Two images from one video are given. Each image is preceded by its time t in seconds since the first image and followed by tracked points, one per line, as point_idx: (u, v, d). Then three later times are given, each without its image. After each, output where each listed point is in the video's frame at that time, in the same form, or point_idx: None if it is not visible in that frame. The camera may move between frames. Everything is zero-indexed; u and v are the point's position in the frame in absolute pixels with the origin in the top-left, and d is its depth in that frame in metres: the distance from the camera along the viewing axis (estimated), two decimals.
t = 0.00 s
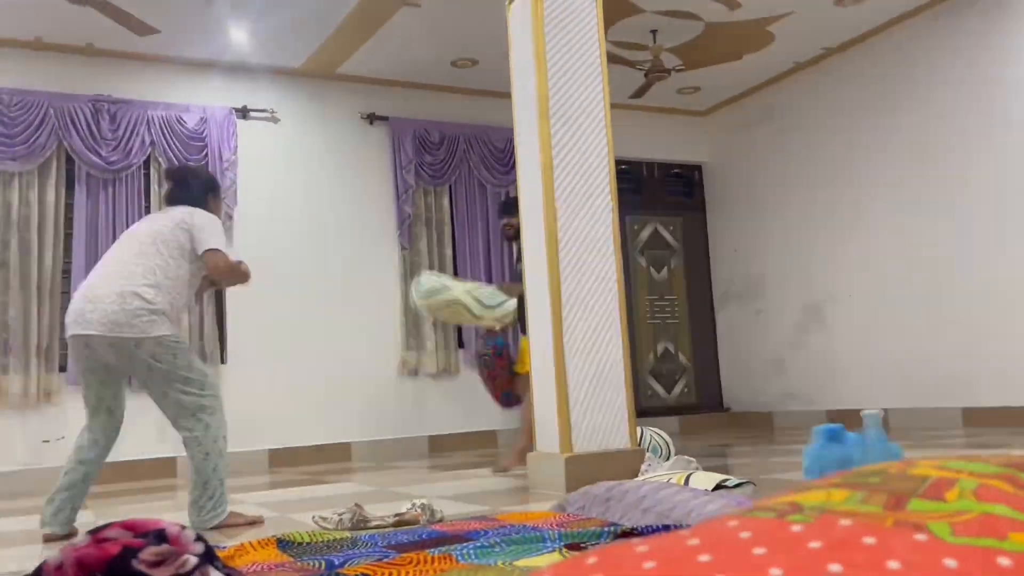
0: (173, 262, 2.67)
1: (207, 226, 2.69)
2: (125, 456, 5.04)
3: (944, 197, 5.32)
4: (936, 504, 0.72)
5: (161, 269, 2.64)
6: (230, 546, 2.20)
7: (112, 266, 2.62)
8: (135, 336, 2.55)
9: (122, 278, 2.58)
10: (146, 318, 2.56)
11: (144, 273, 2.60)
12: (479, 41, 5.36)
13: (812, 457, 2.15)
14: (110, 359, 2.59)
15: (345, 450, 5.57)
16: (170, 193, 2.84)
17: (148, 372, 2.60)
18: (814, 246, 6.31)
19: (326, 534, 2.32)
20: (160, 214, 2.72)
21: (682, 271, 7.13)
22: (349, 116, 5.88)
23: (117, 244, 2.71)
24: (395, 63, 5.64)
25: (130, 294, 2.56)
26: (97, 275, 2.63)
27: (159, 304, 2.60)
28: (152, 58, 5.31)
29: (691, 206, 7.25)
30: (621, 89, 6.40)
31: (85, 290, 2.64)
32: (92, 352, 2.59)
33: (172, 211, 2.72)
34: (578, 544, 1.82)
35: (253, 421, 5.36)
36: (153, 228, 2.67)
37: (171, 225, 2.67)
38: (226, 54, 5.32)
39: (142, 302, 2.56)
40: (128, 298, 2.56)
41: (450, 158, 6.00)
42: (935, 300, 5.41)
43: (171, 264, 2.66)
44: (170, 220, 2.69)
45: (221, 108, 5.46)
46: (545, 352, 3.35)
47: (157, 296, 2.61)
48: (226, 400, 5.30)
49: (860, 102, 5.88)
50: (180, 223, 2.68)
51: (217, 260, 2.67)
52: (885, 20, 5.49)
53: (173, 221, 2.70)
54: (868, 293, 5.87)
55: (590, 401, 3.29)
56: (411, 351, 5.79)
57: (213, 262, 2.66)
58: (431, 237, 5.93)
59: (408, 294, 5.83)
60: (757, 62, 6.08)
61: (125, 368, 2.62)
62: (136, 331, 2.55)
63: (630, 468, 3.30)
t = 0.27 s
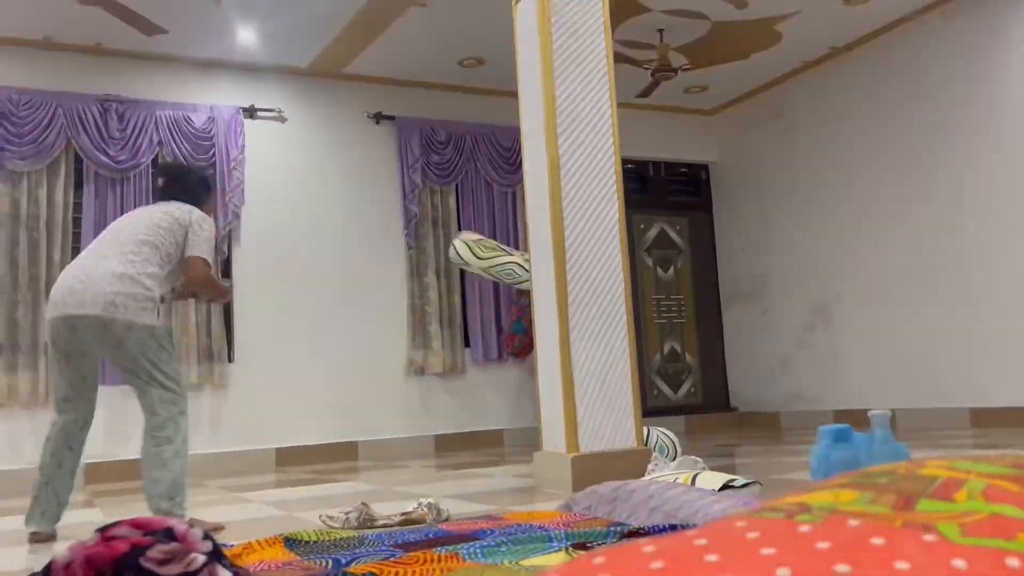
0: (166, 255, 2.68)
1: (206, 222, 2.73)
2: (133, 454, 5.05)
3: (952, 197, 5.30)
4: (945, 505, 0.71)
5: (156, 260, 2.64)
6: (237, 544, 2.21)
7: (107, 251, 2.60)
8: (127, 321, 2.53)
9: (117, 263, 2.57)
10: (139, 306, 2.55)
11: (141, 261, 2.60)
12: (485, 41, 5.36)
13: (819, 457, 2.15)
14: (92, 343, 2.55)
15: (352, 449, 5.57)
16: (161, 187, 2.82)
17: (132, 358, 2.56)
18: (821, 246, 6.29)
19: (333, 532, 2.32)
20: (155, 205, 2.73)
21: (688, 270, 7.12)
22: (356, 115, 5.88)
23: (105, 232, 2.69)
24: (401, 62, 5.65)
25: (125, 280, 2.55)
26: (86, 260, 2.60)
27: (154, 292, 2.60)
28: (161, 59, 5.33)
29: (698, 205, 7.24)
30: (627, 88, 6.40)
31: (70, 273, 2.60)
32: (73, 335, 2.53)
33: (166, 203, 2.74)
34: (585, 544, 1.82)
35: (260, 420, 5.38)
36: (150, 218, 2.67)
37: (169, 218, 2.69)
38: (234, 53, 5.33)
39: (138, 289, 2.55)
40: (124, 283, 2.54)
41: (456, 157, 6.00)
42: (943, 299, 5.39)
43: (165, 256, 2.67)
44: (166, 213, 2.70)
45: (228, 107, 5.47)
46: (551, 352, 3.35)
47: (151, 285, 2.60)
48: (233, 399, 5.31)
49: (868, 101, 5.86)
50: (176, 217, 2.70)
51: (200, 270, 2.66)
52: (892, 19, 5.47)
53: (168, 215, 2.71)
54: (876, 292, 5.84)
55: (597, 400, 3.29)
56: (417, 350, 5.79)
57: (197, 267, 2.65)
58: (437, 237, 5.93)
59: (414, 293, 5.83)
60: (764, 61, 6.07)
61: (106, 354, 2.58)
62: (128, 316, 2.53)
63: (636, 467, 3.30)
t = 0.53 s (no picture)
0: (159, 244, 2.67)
1: (199, 212, 2.71)
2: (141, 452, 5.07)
3: (960, 197, 5.28)
4: (951, 507, 0.71)
5: (149, 250, 2.64)
6: (244, 542, 2.21)
7: (100, 241, 2.61)
8: (118, 310, 2.53)
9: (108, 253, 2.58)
10: (129, 295, 2.55)
11: (132, 251, 2.60)
12: (492, 40, 5.36)
13: (825, 457, 2.15)
14: (83, 332, 2.55)
15: (358, 447, 5.58)
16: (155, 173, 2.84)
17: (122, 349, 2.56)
18: (828, 245, 6.28)
19: (339, 531, 2.32)
20: (149, 193, 2.73)
21: (695, 270, 7.11)
22: (362, 114, 5.89)
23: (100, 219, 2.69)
24: (408, 62, 5.65)
25: (116, 270, 2.55)
26: (79, 247, 2.61)
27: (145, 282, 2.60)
28: (169, 58, 5.35)
29: (705, 205, 7.24)
30: (634, 87, 6.39)
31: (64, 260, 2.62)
32: (65, 322, 2.55)
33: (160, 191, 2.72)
34: (590, 544, 1.82)
35: (266, 418, 5.39)
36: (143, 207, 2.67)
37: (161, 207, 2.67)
38: (241, 53, 5.35)
39: (129, 279, 2.56)
40: (114, 273, 2.55)
41: (463, 157, 6.01)
42: (951, 300, 5.37)
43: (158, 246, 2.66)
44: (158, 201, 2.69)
45: (235, 106, 5.48)
46: (558, 350, 3.35)
47: (141, 275, 2.60)
48: (239, 397, 5.33)
49: (875, 100, 5.84)
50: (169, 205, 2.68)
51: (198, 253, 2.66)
52: (900, 19, 5.45)
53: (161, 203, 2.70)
54: (883, 292, 5.83)
55: (603, 400, 3.29)
56: (424, 349, 5.80)
57: (196, 251, 2.65)
58: (443, 236, 5.94)
59: (421, 292, 5.84)
60: (771, 60, 6.05)
61: (97, 346, 2.57)
62: (117, 306, 2.53)
63: (642, 467, 3.29)
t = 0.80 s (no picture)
0: (158, 243, 2.67)
1: (195, 208, 2.70)
2: (149, 449, 5.08)
3: (969, 196, 5.26)
4: (967, 508, 0.70)
5: (146, 251, 2.62)
6: (251, 540, 2.21)
7: (98, 246, 2.60)
8: (118, 317, 2.52)
9: (105, 258, 2.57)
10: (129, 301, 2.54)
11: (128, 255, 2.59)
12: (499, 39, 5.36)
13: (833, 458, 2.14)
14: (88, 342, 2.55)
15: (364, 445, 5.59)
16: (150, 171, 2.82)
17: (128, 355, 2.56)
18: (835, 245, 6.25)
19: (346, 529, 2.32)
20: (142, 193, 2.71)
21: (702, 269, 7.10)
22: (370, 113, 5.89)
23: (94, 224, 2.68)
24: (415, 60, 5.65)
25: (113, 276, 2.54)
26: (76, 256, 2.61)
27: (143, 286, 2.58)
28: (177, 57, 5.36)
29: (712, 204, 7.22)
30: (641, 86, 6.37)
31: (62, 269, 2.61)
32: (69, 333, 2.55)
33: (154, 189, 2.71)
34: (598, 543, 1.82)
35: (273, 416, 5.40)
36: (138, 207, 2.65)
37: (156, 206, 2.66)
38: (249, 51, 5.36)
39: (130, 284, 2.55)
40: (111, 279, 2.53)
41: (470, 155, 6.01)
42: (959, 300, 5.34)
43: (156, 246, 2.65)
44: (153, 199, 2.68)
45: (243, 105, 5.49)
46: (564, 350, 3.34)
47: (139, 279, 2.58)
48: (246, 395, 5.34)
49: (884, 100, 5.82)
50: (165, 204, 2.67)
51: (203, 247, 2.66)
52: (909, 17, 5.42)
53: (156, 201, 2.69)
54: (891, 292, 5.80)
55: (610, 399, 3.28)
56: (430, 348, 5.81)
57: (200, 247, 2.66)
58: (450, 234, 5.94)
59: (427, 291, 5.84)
60: (779, 59, 6.03)
61: (104, 353, 2.57)
62: (117, 314, 2.52)
63: (649, 466, 3.29)
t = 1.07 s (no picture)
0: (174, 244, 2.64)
1: (208, 204, 2.68)
2: (153, 447, 5.07)
3: (978, 197, 5.21)
4: (994, 511, 0.68)
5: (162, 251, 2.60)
6: (254, 540, 2.19)
7: (114, 252, 2.57)
8: (140, 321, 2.50)
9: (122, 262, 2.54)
10: (150, 304, 2.52)
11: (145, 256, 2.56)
12: (505, 37, 5.34)
13: (843, 459, 2.11)
14: (110, 347, 2.54)
15: (369, 444, 5.57)
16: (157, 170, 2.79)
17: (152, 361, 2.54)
18: (843, 245, 6.22)
19: (351, 528, 2.31)
20: (151, 190, 2.68)
21: (708, 269, 7.07)
22: (375, 111, 5.87)
23: (107, 226, 2.66)
24: (421, 58, 5.63)
25: (132, 279, 2.52)
26: (90, 261, 2.58)
27: (162, 287, 2.56)
28: (183, 54, 5.34)
29: (718, 203, 7.19)
30: (648, 84, 6.34)
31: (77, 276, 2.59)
32: (93, 342, 2.54)
33: (164, 187, 2.69)
34: (605, 544, 1.79)
35: (278, 414, 5.39)
36: (150, 206, 2.63)
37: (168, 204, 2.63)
38: (255, 49, 5.34)
39: (151, 289, 2.53)
40: (130, 282, 2.51)
41: (475, 154, 5.99)
42: (968, 300, 5.30)
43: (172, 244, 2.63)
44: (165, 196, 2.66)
45: (248, 102, 5.48)
46: (570, 349, 3.32)
47: (158, 281, 2.56)
48: (250, 393, 5.32)
49: (892, 99, 5.78)
50: (177, 201, 2.65)
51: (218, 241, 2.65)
52: (919, 15, 5.38)
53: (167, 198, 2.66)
54: (899, 292, 5.75)
55: (615, 399, 3.26)
56: (435, 346, 5.79)
57: (216, 243, 2.64)
58: (456, 233, 5.92)
59: (432, 289, 5.82)
60: (787, 57, 6.00)
61: (125, 356, 2.56)
62: (140, 318, 2.50)
63: (655, 466, 3.26)
